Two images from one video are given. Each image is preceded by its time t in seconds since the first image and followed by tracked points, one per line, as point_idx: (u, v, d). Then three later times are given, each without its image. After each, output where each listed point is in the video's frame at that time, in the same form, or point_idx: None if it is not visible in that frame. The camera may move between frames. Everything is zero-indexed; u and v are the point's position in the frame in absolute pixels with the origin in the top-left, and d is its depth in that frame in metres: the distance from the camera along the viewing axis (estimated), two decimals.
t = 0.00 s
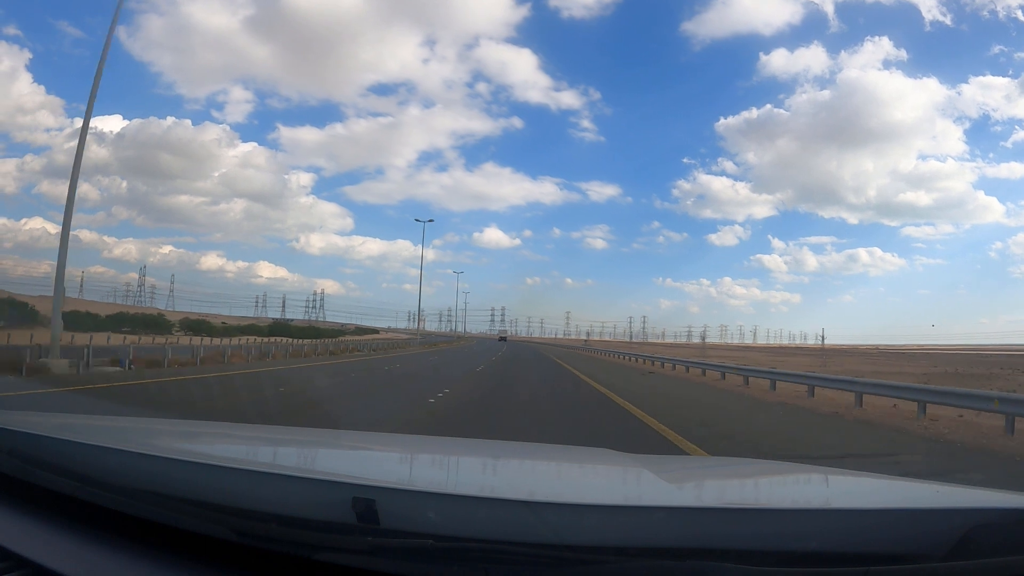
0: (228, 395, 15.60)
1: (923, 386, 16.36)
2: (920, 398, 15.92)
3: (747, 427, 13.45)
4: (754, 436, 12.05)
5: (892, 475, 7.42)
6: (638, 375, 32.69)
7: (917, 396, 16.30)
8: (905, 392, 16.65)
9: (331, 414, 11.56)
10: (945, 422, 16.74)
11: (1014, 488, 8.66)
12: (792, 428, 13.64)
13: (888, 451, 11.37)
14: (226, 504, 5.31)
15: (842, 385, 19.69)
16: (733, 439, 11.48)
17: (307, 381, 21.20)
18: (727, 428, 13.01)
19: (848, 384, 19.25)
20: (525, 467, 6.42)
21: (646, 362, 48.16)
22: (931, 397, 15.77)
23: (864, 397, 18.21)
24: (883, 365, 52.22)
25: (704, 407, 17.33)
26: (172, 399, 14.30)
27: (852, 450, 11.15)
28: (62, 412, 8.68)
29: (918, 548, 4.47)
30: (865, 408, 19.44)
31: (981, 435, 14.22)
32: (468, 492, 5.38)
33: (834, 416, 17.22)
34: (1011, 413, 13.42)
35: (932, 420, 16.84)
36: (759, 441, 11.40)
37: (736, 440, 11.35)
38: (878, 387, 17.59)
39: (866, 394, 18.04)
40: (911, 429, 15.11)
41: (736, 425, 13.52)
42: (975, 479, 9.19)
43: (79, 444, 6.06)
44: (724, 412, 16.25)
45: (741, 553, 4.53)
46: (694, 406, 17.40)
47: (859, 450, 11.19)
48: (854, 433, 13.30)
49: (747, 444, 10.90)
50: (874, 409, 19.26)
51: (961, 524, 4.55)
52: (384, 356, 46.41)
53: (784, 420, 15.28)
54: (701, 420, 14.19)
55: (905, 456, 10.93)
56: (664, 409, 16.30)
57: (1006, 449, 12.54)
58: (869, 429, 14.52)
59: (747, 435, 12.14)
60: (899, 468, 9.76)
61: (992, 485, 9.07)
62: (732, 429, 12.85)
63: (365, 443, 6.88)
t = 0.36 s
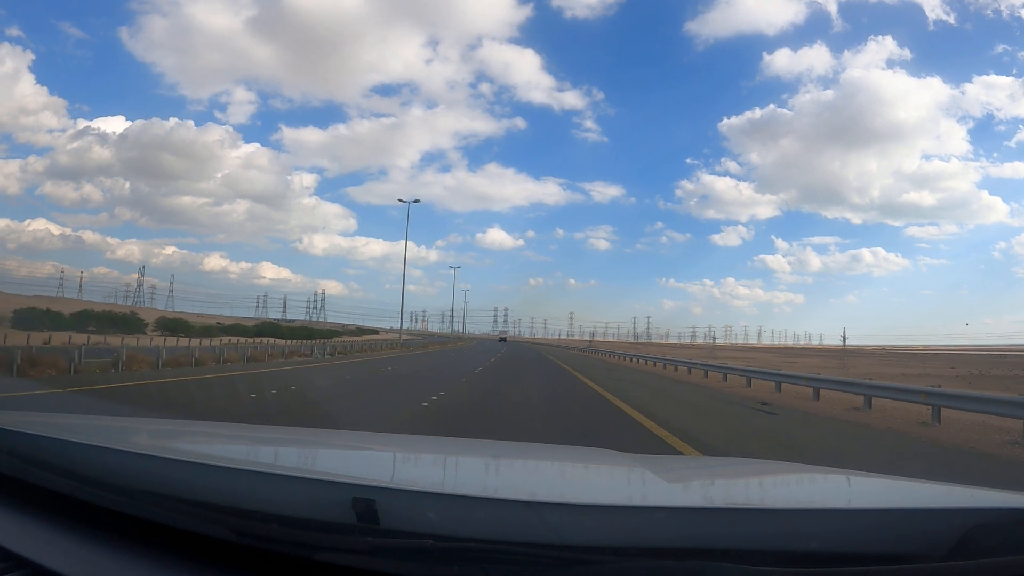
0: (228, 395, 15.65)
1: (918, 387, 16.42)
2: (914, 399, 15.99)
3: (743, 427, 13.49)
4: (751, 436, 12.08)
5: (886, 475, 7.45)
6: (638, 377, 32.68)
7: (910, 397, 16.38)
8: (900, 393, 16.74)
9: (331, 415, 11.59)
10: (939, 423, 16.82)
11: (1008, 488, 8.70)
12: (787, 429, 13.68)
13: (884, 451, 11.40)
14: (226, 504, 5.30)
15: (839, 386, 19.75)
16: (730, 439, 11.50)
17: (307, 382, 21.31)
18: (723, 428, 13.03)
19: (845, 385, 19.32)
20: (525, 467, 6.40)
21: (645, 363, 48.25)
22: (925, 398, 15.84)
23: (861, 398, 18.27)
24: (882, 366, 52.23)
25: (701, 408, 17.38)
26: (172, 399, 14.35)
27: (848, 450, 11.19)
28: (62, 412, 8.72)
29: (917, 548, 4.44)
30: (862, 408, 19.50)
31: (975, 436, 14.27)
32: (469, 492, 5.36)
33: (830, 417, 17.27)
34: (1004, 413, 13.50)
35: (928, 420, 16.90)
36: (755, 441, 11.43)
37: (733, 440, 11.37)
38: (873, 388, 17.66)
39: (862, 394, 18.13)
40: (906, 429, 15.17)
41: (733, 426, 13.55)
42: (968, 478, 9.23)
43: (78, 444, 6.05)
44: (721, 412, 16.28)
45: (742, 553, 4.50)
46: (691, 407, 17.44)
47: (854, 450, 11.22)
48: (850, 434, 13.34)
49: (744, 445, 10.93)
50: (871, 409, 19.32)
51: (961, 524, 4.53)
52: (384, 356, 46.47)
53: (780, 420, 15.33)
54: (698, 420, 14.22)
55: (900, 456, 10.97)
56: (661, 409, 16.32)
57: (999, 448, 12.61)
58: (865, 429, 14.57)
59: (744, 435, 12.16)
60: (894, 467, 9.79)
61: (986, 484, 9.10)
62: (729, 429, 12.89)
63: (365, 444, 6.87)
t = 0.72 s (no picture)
0: (228, 395, 15.65)
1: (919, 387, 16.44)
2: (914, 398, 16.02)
3: (743, 427, 13.48)
4: (751, 436, 12.09)
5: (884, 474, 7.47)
6: (640, 377, 32.64)
7: (910, 397, 16.41)
8: (899, 392, 16.78)
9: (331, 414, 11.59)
10: (938, 422, 16.86)
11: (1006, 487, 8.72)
12: (786, 429, 13.71)
13: (885, 451, 11.40)
14: (226, 504, 5.30)
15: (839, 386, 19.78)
16: (731, 439, 11.51)
17: (307, 382, 21.31)
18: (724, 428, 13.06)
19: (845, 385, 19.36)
20: (525, 467, 6.39)
21: (646, 363, 48.23)
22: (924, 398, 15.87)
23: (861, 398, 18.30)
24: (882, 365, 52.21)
25: (701, 408, 17.43)
26: (171, 399, 14.35)
27: (847, 449, 11.22)
28: (60, 412, 8.73)
29: (918, 548, 4.41)
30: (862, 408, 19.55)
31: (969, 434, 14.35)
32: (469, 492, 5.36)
33: (830, 416, 17.30)
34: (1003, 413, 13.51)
35: (928, 420, 16.92)
36: (755, 441, 11.46)
37: (735, 440, 11.39)
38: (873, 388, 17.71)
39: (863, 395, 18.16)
40: (906, 429, 15.20)
41: (733, 426, 13.56)
42: (968, 477, 9.25)
43: (78, 444, 6.05)
44: (721, 412, 16.30)
45: (742, 553, 4.49)
46: (692, 407, 17.47)
47: (855, 450, 11.25)
48: (849, 434, 13.36)
49: (744, 444, 10.94)
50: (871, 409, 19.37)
51: (960, 524, 4.50)
52: (384, 356, 46.42)
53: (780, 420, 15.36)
54: (697, 420, 14.24)
55: (900, 455, 10.99)
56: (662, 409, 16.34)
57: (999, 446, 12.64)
58: (864, 429, 14.60)
59: (745, 435, 12.17)
60: (895, 466, 9.80)
61: (985, 483, 9.13)
62: (729, 429, 12.90)
63: (365, 444, 6.86)
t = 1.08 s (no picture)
0: (227, 395, 15.65)
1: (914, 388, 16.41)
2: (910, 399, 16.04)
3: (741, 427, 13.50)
4: (750, 436, 12.09)
5: (879, 474, 7.47)
6: (640, 377, 32.61)
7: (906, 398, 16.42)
8: (895, 393, 16.81)
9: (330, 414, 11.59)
10: (932, 422, 16.87)
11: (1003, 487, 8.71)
12: (782, 428, 13.73)
13: (883, 451, 11.39)
14: (226, 504, 5.29)
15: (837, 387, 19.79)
16: (729, 439, 11.51)
17: (307, 381, 21.32)
18: (722, 428, 13.07)
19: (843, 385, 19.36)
20: (525, 466, 6.37)
21: (645, 364, 48.24)
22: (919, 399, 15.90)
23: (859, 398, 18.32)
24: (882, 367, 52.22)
25: (699, 408, 17.45)
26: (170, 399, 14.35)
27: (845, 449, 11.22)
28: (59, 412, 8.74)
29: (918, 549, 4.39)
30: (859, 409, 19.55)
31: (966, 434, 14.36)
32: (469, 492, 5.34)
33: (827, 417, 17.31)
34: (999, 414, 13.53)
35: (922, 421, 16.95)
36: (754, 441, 11.47)
37: (733, 441, 11.39)
38: (871, 389, 17.72)
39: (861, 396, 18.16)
40: (901, 429, 15.22)
41: (731, 426, 13.56)
42: (965, 477, 9.25)
43: (79, 444, 6.06)
44: (720, 412, 16.31)
45: (742, 553, 4.46)
46: (690, 407, 17.48)
47: (853, 450, 11.26)
48: (847, 434, 13.36)
49: (743, 444, 10.94)
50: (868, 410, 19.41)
51: (960, 524, 4.47)
52: (385, 355, 46.50)
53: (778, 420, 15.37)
54: (696, 420, 14.25)
55: (898, 455, 10.98)
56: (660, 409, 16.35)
57: (995, 447, 12.64)
58: (860, 429, 14.59)
59: (743, 435, 12.17)
60: (891, 466, 9.80)
61: (982, 484, 9.13)
62: (728, 429, 12.90)
63: (366, 443, 6.86)
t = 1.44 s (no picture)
0: (228, 395, 15.66)
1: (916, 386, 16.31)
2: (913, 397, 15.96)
3: (742, 426, 13.44)
4: (751, 435, 12.04)
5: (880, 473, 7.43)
6: (642, 377, 32.55)
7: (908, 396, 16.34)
8: (896, 391, 16.72)
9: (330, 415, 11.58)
10: (934, 420, 16.79)
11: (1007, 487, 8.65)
12: (784, 428, 13.67)
13: (886, 450, 11.32)
14: (226, 504, 5.29)
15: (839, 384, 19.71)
16: (730, 438, 11.45)
17: (309, 382, 21.33)
18: (723, 427, 13.01)
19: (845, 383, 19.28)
20: (525, 467, 6.36)
21: (647, 363, 48.16)
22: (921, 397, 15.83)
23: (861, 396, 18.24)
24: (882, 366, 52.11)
25: (701, 407, 17.38)
26: (171, 399, 14.36)
27: (847, 449, 11.15)
28: (59, 413, 8.74)
29: (918, 549, 4.36)
30: (861, 408, 19.46)
31: (969, 433, 14.29)
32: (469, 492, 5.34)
33: (829, 415, 17.24)
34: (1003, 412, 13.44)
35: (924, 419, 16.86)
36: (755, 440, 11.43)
37: (734, 440, 11.34)
38: (873, 387, 17.64)
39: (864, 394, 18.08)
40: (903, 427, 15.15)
41: (732, 425, 13.50)
42: (967, 476, 9.19)
43: (80, 445, 6.06)
44: (721, 412, 16.24)
45: (742, 553, 4.45)
46: (692, 406, 17.42)
47: (855, 449, 11.20)
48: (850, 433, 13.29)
49: (744, 444, 10.89)
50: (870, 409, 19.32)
51: (960, 524, 4.45)
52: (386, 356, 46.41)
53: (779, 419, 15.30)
54: (697, 419, 14.20)
55: (901, 454, 10.92)
56: (661, 409, 16.29)
57: (999, 445, 12.56)
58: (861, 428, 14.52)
59: (745, 435, 12.11)
60: (894, 465, 9.74)
61: (984, 483, 9.07)
62: (729, 429, 12.85)
63: (367, 444, 6.85)
